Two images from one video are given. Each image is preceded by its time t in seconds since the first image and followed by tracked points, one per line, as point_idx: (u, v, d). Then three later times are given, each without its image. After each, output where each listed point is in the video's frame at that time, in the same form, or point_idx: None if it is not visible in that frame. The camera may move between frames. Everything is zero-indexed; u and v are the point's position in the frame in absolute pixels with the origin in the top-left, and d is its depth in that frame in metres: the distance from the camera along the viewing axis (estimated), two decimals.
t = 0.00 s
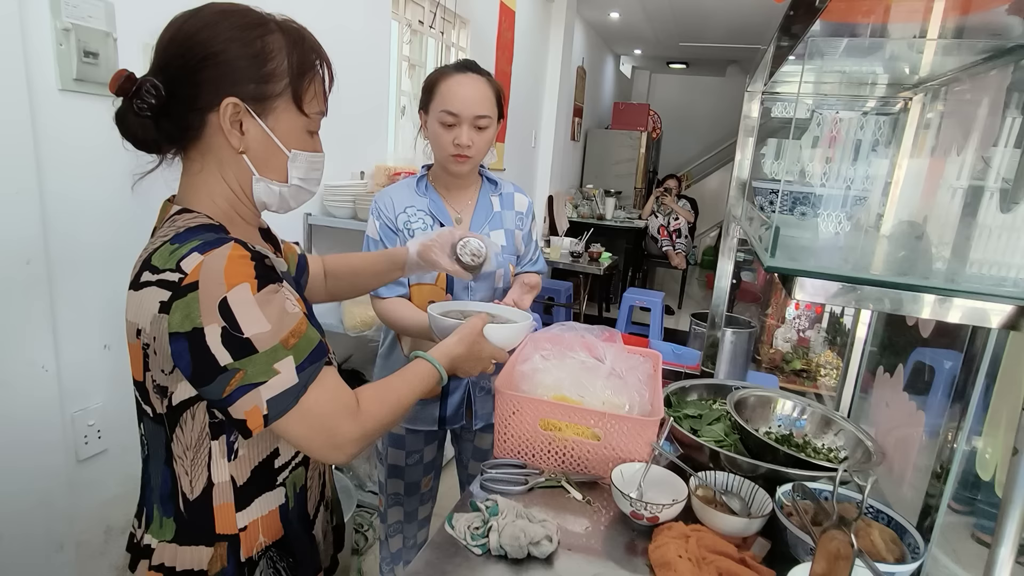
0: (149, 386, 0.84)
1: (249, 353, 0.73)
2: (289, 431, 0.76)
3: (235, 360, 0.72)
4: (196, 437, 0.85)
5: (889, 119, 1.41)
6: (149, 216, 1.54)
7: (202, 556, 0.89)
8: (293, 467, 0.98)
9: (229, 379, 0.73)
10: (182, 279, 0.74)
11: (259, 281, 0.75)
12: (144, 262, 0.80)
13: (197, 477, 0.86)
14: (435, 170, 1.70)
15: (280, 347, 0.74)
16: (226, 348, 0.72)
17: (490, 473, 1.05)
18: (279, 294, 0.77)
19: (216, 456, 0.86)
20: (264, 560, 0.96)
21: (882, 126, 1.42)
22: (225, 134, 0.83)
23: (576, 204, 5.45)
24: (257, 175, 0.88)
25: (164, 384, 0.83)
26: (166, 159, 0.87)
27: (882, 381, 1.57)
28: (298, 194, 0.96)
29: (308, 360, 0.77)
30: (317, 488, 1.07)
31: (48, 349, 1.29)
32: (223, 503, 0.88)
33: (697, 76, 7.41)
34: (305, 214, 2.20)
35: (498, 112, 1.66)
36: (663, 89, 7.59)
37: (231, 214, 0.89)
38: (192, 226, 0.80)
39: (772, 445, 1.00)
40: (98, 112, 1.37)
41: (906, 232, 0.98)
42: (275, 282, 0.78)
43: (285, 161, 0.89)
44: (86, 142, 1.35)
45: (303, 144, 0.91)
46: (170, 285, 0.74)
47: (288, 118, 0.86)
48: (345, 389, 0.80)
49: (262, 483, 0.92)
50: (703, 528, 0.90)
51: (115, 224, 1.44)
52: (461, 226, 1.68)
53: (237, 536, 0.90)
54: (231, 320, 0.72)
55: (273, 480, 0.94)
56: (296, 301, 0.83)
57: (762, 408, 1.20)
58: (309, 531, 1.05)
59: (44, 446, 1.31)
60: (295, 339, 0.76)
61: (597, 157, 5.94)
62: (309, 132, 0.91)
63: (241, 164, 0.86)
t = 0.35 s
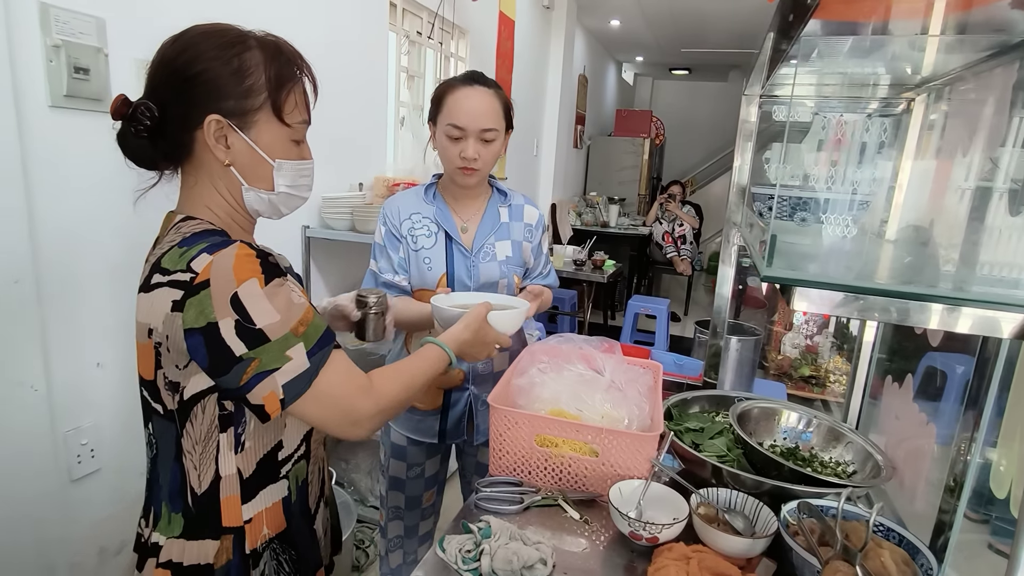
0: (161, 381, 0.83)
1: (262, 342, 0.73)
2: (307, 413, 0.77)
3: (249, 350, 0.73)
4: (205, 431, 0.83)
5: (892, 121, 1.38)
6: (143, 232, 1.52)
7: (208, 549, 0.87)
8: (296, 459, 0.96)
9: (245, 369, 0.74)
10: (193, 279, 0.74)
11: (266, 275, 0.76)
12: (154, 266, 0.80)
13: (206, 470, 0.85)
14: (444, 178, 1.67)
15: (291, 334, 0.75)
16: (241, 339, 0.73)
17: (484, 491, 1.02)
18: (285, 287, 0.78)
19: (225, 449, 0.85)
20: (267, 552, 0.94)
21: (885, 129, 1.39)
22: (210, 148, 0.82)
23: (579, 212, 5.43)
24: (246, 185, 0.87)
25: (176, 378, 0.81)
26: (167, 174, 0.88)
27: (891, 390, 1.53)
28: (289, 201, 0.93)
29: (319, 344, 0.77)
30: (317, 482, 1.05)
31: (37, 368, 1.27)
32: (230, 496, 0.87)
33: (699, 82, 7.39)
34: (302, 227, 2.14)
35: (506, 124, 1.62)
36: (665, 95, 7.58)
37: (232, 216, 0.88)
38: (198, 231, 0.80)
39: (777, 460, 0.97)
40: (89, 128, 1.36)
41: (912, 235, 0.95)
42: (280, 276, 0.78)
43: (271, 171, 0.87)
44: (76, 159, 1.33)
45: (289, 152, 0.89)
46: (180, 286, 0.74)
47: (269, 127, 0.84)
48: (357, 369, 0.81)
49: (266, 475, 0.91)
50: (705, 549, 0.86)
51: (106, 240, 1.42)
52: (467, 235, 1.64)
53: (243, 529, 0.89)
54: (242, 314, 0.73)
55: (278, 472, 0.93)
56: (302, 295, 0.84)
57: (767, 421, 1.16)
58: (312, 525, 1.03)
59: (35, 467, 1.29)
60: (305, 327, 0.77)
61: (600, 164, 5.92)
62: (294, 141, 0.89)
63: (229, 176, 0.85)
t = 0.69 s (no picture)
0: (182, 383, 0.81)
1: (296, 330, 0.76)
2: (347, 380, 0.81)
3: (286, 339, 0.76)
4: (225, 430, 0.83)
5: (887, 116, 1.37)
6: (137, 243, 1.52)
7: (225, 549, 0.87)
8: (306, 454, 0.95)
9: (284, 357, 0.76)
10: (220, 281, 0.76)
11: (288, 268, 0.79)
12: (171, 272, 0.79)
13: (223, 471, 0.84)
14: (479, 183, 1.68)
15: (321, 317, 0.78)
16: (276, 331, 0.76)
17: (480, 499, 1.00)
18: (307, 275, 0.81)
19: (243, 447, 0.84)
20: (281, 549, 0.94)
21: (880, 124, 1.38)
22: (199, 160, 0.83)
23: (579, 214, 5.42)
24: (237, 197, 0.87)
25: (201, 379, 0.80)
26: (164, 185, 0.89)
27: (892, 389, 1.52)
28: (282, 211, 0.91)
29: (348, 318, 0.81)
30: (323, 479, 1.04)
31: (29, 382, 1.26)
32: (247, 494, 0.86)
33: (697, 83, 7.39)
34: (299, 234, 2.13)
35: (527, 133, 1.60)
36: (664, 96, 7.57)
37: (230, 222, 0.89)
38: (211, 237, 0.81)
39: (775, 462, 0.95)
40: (80, 140, 1.35)
41: (909, 231, 0.94)
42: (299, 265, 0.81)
43: (260, 182, 0.86)
44: (69, 170, 1.33)
45: (279, 165, 0.87)
46: (208, 290, 0.76)
47: (256, 138, 0.83)
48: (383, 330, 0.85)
49: (280, 471, 0.90)
50: (704, 554, 0.84)
51: (99, 252, 1.41)
52: (490, 238, 1.64)
53: (259, 527, 0.89)
54: (276, 308, 0.76)
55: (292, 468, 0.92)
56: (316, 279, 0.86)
57: (766, 423, 1.14)
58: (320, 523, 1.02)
59: (31, 481, 1.29)
60: (332, 309, 0.79)
61: (599, 166, 5.91)
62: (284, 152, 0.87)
63: (220, 186, 0.85)
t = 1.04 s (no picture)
0: (179, 391, 0.81)
1: (297, 342, 0.75)
2: (353, 388, 0.80)
3: (286, 350, 0.75)
4: (224, 440, 0.82)
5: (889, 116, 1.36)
6: (138, 247, 1.51)
7: (227, 559, 0.86)
8: (309, 465, 0.93)
9: (284, 368, 0.75)
10: (221, 288, 0.75)
11: (292, 277, 0.77)
12: (175, 277, 0.79)
13: (221, 481, 0.83)
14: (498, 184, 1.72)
15: (323, 327, 0.77)
16: (276, 342, 0.75)
17: (482, 503, 1.00)
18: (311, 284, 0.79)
19: (241, 457, 0.83)
20: (280, 561, 0.93)
21: (883, 124, 1.37)
22: (206, 163, 0.83)
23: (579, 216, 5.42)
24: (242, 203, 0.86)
25: (200, 388, 0.80)
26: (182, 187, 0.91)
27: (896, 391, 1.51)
28: (290, 221, 0.90)
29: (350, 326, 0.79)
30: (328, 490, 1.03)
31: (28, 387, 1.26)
32: (245, 505, 0.85)
33: (698, 84, 7.39)
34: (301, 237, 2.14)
35: (529, 141, 1.60)
36: (665, 98, 7.58)
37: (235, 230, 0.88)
38: (216, 242, 0.81)
39: (780, 465, 0.94)
40: (80, 144, 1.35)
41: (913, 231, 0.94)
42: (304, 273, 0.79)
43: (264, 191, 0.85)
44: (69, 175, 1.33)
45: (286, 175, 0.86)
46: (210, 297, 0.75)
47: (261, 146, 0.82)
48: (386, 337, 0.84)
49: (282, 482, 0.89)
50: (707, 558, 0.83)
51: (99, 256, 1.41)
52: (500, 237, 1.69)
53: (259, 538, 0.87)
54: (276, 318, 0.74)
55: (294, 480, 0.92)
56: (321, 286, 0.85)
57: (769, 425, 1.14)
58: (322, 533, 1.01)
59: (32, 485, 1.29)
60: (335, 321, 0.78)
61: (600, 168, 5.91)
62: (291, 162, 0.85)
63: (225, 190, 0.85)
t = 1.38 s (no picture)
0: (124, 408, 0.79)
1: (126, 401, 0.65)
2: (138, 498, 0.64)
3: (115, 401, 0.65)
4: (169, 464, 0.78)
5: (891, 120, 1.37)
6: (146, 251, 1.53)
7: None
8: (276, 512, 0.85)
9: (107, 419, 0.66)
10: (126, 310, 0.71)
11: (177, 326, 0.69)
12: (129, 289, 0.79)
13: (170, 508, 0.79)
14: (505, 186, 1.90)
15: (159, 400, 0.65)
16: (113, 387, 0.66)
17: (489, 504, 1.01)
18: (191, 346, 0.70)
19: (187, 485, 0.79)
20: None
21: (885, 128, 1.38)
22: (201, 168, 0.84)
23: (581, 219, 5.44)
24: (233, 214, 0.85)
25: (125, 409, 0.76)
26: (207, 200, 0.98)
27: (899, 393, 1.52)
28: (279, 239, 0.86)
29: (180, 422, 0.65)
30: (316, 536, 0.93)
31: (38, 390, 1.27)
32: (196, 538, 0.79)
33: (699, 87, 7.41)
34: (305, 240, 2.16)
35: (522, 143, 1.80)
36: (666, 100, 7.60)
37: (224, 246, 0.87)
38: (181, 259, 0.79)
39: (783, 466, 0.95)
40: (89, 149, 1.36)
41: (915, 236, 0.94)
42: (196, 331, 0.71)
43: (248, 202, 0.84)
44: (77, 181, 1.34)
45: (272, 187, 0.83)
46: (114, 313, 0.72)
47: (247, 155, 0.80)
48: (211, 475, 0.65)
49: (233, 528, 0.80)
50: (712, 559, 0.84)
51: (107, 260, 1.42)
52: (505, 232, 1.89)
53: None
54: (128, 361, 0.66)
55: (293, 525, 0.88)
56: (221, 362, 0.73)
57: (772, 426, 1.14)
58: None
59: (42, 487, 1.30)
60: (180, 397, 0.66)
61: (601, 170, 5.93)
62: (278, 174, 0.83)
63: (218, 197, 0.86)
